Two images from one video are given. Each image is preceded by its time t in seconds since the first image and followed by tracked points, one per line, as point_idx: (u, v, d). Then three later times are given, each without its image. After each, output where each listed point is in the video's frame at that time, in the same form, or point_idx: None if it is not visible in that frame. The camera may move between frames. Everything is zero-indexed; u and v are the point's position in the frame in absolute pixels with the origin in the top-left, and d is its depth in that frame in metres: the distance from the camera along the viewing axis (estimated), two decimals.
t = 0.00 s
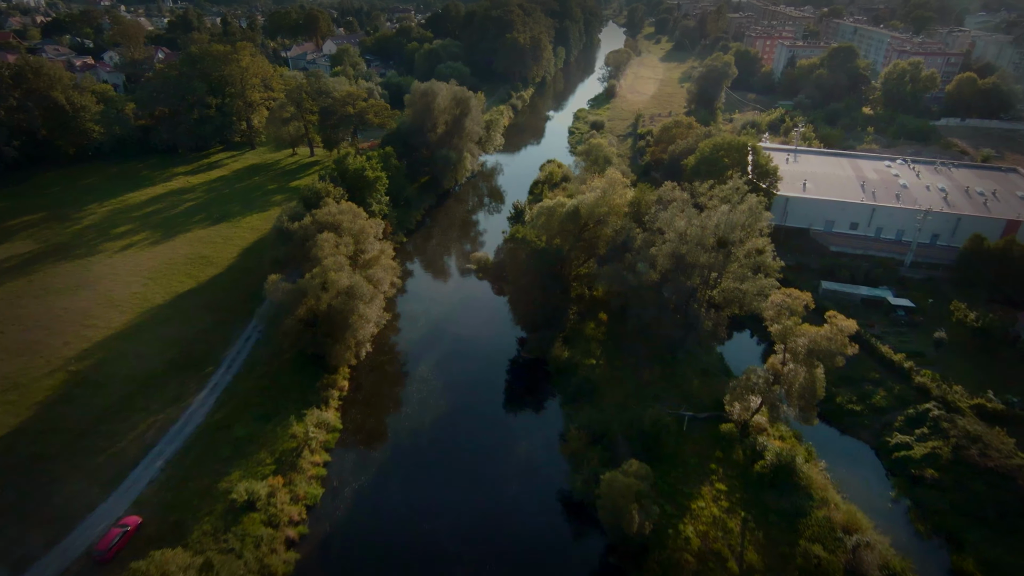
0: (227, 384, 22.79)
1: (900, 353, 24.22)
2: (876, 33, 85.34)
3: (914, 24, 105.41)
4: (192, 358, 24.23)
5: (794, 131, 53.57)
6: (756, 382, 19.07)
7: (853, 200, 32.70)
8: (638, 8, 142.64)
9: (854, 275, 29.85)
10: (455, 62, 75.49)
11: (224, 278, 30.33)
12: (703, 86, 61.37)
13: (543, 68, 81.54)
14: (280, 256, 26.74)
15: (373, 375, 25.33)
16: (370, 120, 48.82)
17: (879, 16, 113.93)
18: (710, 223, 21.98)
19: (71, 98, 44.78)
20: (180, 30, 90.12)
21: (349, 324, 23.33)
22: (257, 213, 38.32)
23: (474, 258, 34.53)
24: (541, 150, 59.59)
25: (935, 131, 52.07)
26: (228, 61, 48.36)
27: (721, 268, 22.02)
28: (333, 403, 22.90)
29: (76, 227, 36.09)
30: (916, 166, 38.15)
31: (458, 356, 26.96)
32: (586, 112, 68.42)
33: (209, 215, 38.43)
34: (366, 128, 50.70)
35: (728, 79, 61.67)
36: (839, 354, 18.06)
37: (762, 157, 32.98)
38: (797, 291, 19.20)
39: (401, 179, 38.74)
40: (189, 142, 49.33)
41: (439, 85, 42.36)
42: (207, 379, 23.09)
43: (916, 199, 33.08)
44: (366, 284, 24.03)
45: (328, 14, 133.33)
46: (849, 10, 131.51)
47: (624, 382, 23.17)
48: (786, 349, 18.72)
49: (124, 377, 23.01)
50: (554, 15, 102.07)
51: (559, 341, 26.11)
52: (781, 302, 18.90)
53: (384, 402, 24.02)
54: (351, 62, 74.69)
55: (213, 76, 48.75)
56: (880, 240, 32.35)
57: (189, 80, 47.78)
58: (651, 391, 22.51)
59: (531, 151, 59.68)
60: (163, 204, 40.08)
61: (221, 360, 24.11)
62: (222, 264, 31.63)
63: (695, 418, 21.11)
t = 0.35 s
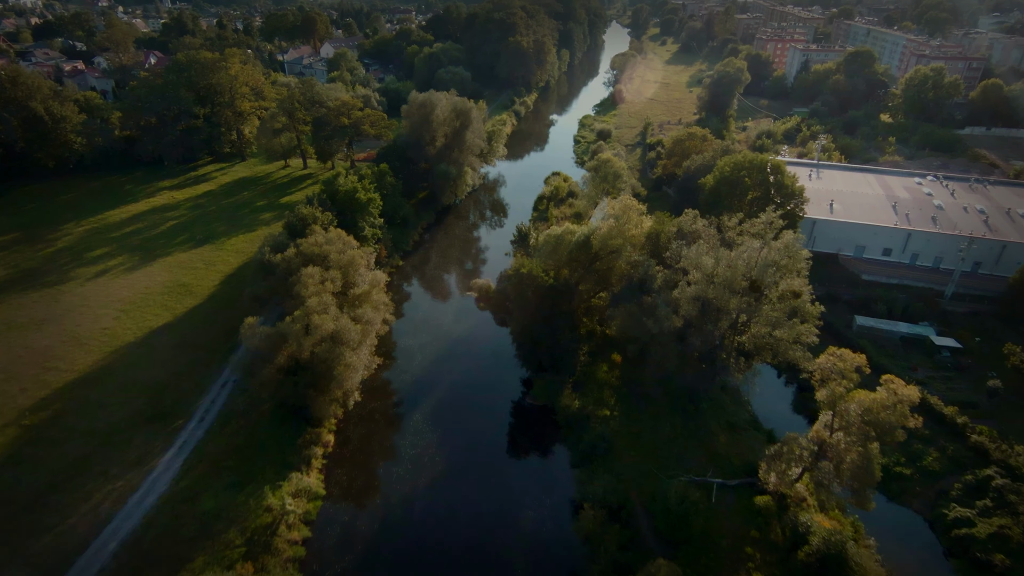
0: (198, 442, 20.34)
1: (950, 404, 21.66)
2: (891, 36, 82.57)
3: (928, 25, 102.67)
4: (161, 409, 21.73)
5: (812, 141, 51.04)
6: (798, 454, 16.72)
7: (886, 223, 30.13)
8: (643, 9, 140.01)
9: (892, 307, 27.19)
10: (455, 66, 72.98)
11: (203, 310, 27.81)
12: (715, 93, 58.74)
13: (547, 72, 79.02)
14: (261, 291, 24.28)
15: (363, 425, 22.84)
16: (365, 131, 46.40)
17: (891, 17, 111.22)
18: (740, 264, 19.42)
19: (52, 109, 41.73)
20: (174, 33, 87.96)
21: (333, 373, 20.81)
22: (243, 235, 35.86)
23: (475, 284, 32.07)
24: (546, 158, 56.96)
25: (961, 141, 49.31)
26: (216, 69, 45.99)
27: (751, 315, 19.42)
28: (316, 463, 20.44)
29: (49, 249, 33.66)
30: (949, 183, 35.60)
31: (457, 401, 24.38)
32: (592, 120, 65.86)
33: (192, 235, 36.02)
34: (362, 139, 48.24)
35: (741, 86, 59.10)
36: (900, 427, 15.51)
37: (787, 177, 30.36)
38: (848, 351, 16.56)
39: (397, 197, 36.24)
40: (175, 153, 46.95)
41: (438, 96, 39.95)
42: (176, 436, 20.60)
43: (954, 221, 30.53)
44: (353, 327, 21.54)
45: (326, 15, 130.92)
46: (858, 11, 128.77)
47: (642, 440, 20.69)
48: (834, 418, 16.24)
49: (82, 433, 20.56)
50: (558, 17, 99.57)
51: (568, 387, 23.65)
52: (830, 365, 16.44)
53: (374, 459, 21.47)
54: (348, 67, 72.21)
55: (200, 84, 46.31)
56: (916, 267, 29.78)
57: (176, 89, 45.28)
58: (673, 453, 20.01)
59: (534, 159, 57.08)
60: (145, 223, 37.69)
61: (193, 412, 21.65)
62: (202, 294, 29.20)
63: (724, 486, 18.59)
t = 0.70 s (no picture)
0: (161, 510, 17.93)
1: (1010, 461, 19.21)
2: (904, 35, 79.81)
3: (940, 24, 99.99)
4: (121, 468, 19.32)
5: (830, 148, 48.53)
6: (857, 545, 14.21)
7: (922, 246, 27.62)
8: (646, 7, 137.18)
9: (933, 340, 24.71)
10: (454, 68, 70.42)
11: (176, 346, 25.37)
12: (726, 97, 56.11)
13: (550, 73, 76.45)
14: (236, 330, 21.84)
15: (348, 484, 20.38)
16: (359, 139, 43.95)
17: (901, 16, 108.52)
18: (777, 310, 16.94)
19: (25, 118, 39.02)
20: (164, 33, 85.41)
21: (313, 431, 18.35)
22: (226, 255, 33.44)
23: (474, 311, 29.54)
24: (549, 165, 54.40)
25: (987, 148, 46.72)
26: (201, 74, 43.50)
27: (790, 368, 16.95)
28: (294, 533, 17.99)
29: (15, 273, 31.16)
30: (986, 198, 33.05)
31: (454, 451, 21.93)
32: (597, 125, 63.32)
33: (171, 256, 33.56)
34: (355, 148, 45.78)
35: (753, 89, 56.52)
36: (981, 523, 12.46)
37: (816, 195, 27.68)
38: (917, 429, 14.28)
39: (392, 213, 33.72)
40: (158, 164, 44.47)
41: (434, 105, 37.56)
42: (135, 502, 18.19)
43: (997, 243, 28.02)
44: (336, 378, 19.10)
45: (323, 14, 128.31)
46: (866, 9, 125.91)
47: (663, 505, 18.27)
48: (899, 504, 13.94)
49: (30, 499, 18.12)
50: (560, 16, 96.95)
51: (578, 437, 21.22)
52: (893, 442, 14.35)
53: (360, 526, 18.97)
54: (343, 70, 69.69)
55: (185, 90, 43.84)
56: (956, 294, 27.28)
57: (158, 96, 42.78)
58: (700, 523, 17.60)
59: (536, 167, 54.49)
60: (121, 241, 35.22)
61: (158, 471, 19.24)
62: (176, 326, 26.77)
63: (761, 569, 16.12)
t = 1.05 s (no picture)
0: None
1: None
2: (919, 34, 77.07)
3: (954, 22, 97.24)
4: (73, 539, 16.96)
5: (849, 156, 46.10)
6: None
7: (967, 271, 25.18)
8: (650, 5, 134.60)
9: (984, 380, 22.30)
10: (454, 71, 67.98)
11: (145, 386, 22.97)
12: (739, 101, 53.54)
13: (553, 75, 73.97)
14: (207, 377, 19.43)
15: (331, 556, 17.91)
16: (352, 149, 41.57)
17: (913, 14, 105.81)
18: (827, 368, 14.50)
19: None
20: (156, 36, 83.11)
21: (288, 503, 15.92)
22: (208, 278, 31.05)
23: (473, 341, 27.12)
24: (553, 172, 51.87)
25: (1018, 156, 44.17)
26: (185, 81, 41.12)
27: (843, 436, 14.49)
28: None
29: None
30: None
31: (452, 513, 19.49)
32: (602, 130, 60.85)
33: (148, 278, 31.20)
34: (349, 158, 43.38)
35: (766, 92, 53.99)
36: None
37: (849, 216, 25.24)
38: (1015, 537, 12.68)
39: (387, 232, 31.29)
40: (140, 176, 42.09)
41: (432, 114, 35.18)
42: None
43: None
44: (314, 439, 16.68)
45: (321, 14, 125.82)
46: (875, 7, 123.15)
47: None
48: None
49: None
50: (563, 16, 94.40)
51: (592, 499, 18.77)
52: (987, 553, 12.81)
53: None
54: (339, 73, 67.35)
55: (168, 97, 41.46)
56: (1004, 325, 24.84)
57: (139, 103, 40.33)
58: None
59: (540, 172, 51.97)
60: (96, 262, 32.83)
61: (114, 545, 16.87)
62: (147, 362, 24.39)
63: None
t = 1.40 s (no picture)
0: None
1: None
2: (935, 33, 74.37)
3: (966, 21, 94.81)
4: None
5: (872, 165, 43.49)
6: None
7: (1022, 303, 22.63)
8: (653, 5, 132.15)
9: None
10: (453, 75, 65.47)
11: (107, 437, 20.55)
12: (752, 106, 50.95)
13: (556, 78, 71.45)
14: (168, 437, 16.90)
15: None
16: (344, 161, 39.19)
17: (923, 13, 103.38)
18: (900, 450, 12.02)
19: None
20: (148, 38, 80.92)
21: None
22: (186, 306, 28.63)
23: (473, 378, 24.64)
24: (557, 181, 49.32)
25: None
26: (167, 90, 38.66)
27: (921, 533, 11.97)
28: None
29: None
30: None
31: None
32: (608, 136, 58.32)
33: (120, 306, 28.76)
34: (342, 170, 40.98)
35: (781, 97, 51.39)
36: None
37: (891, 241, 22.65)
38: None
39: (380, 255, 28.80)
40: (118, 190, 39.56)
41: (428, 125, 32.72)
42: None
43: None
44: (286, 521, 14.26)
45: (318, 15, 123.42)
46: (885, 5, 120.42)
47: None
48: None
49: None
50: (565, 16, 91.90)
51: None
52: None
53: None
54: (335, 78, 64.96)
55: (149, 107, 39.00)
56: None
57: (118, 113, 37.87)
58: None
59: (544, 181, 49.44)
60: (66, 287, 30.38)
61: None
62: (112, 408, 21.95)
63: None
